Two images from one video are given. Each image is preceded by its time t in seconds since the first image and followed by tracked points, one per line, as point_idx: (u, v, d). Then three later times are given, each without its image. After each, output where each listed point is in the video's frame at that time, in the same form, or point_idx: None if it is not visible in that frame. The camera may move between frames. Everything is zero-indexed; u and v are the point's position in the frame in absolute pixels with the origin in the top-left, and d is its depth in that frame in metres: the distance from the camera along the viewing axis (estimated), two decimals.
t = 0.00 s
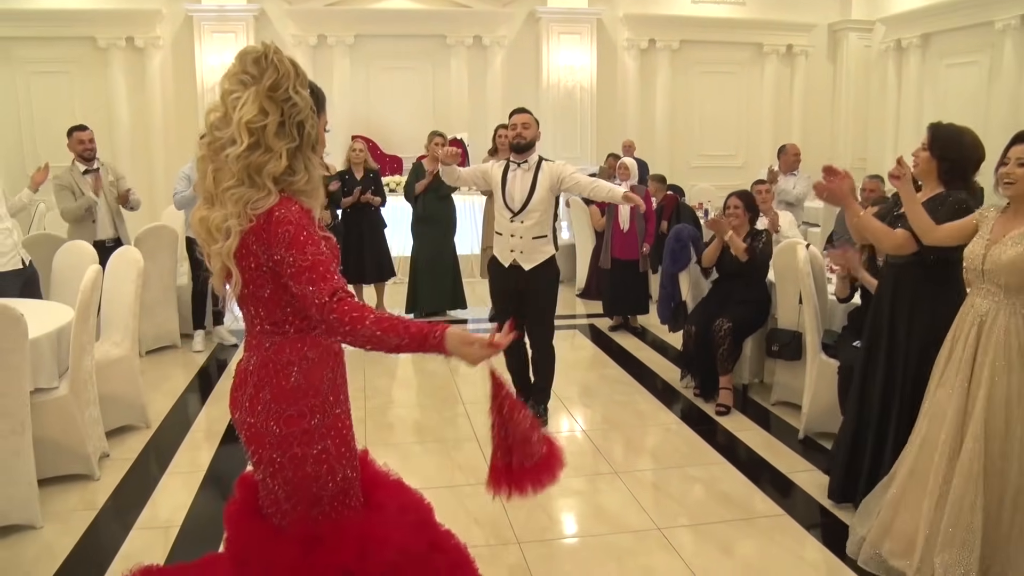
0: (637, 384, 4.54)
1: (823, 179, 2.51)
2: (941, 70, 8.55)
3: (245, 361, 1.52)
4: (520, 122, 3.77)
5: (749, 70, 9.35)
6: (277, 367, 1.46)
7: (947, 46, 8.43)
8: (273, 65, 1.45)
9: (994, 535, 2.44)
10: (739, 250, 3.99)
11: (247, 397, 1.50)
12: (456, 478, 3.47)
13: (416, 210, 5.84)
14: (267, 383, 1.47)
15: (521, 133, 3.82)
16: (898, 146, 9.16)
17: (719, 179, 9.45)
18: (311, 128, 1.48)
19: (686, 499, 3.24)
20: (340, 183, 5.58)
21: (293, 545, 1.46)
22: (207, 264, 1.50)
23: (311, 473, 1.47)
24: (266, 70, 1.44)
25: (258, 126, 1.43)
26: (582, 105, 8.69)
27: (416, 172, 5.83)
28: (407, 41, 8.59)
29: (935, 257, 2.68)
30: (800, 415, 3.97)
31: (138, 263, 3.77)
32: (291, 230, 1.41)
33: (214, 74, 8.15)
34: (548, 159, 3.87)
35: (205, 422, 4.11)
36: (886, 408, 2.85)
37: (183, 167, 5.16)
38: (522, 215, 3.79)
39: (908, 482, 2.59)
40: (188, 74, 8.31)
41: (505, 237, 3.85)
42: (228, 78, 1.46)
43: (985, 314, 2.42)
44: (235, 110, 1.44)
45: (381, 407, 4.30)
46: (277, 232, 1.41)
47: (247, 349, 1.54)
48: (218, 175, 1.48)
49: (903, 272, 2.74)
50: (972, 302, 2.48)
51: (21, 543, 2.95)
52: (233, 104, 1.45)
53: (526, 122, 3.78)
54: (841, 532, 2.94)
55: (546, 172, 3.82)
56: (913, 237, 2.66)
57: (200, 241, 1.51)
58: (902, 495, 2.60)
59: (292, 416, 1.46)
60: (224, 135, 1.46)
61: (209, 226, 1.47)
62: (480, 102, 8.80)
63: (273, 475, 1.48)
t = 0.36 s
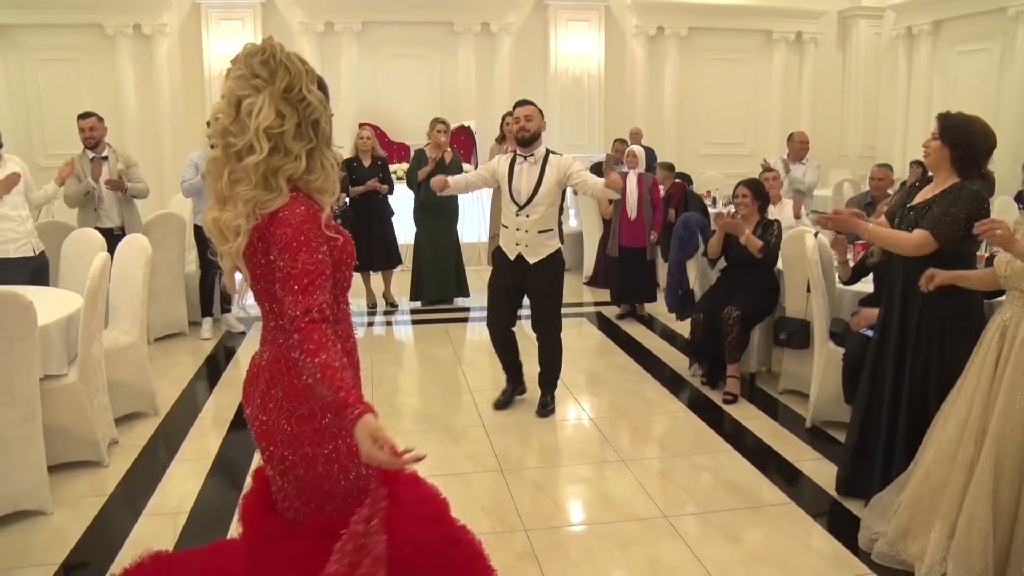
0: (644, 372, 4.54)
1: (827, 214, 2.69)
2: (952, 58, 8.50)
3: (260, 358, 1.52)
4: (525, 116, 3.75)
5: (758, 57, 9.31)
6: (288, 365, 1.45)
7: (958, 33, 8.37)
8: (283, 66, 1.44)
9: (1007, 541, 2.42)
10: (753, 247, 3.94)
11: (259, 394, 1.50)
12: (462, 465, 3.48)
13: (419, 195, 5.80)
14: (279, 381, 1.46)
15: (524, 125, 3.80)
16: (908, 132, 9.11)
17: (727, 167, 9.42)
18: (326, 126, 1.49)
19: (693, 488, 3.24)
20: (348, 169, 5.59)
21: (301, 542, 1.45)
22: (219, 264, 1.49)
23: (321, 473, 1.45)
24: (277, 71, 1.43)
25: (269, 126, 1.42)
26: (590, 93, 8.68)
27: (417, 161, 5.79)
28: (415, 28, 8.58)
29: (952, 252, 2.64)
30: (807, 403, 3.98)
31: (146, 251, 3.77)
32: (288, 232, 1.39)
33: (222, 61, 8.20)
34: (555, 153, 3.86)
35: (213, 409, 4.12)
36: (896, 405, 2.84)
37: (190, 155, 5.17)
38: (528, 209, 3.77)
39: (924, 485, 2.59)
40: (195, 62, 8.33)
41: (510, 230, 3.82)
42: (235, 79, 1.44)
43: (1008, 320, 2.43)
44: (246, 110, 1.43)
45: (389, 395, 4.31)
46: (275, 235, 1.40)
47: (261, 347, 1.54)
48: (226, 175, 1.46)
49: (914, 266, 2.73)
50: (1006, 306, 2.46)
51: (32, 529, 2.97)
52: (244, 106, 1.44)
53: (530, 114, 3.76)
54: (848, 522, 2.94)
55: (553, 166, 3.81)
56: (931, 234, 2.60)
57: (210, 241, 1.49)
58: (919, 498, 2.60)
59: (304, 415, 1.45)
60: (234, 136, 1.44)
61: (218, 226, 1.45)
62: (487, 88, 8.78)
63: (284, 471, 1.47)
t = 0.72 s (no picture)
0: (648, 362, 4.54)
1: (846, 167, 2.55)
2: (960, 48, 8.45)
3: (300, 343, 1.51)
4: (495, 108, 3.72)
5: (764, 47, 9.27)
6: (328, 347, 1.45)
7: (967, 23, 8.32)
8: (311, 47, 1.42)
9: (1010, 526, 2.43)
10: (753, 230, 3.98)
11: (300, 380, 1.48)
12: (467, 455, 3.48)
13: (420, 187, 5.78)
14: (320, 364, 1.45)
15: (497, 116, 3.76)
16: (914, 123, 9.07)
17: (733, 158, 9.40)
18: (357, 104, 1.48)
19: (697, 478, 3.24)
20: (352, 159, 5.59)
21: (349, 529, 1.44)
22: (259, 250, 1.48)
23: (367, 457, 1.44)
24: (305, 53, 1.42)
25: (302, 107, 1.41)
26: (594, 84, 8.69)
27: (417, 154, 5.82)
28: (421, 18, 8.56)
29: (953, 235, 2.65)
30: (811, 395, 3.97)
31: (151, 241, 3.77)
32: (326, 209, 1.41)
33: (227, 51, 8.24)
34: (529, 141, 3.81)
35: (218, 399, 4.13)
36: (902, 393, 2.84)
37: (193, 146, 5.25)
38: (500, 199, 3.77)
39: (935, 470, 2.60)
40: (200, 52, 8.36)
41: (484, 218, 3.83)
42: (264, 63, 1.43)
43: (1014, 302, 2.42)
44: (277, 94, 1.42)
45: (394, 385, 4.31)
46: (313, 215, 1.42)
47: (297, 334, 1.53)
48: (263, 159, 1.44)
49: (916, 254, 2.72)
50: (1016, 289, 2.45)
51: (38, 518, 2.98)
52: (275, 90, 1.42)
53: (501, 105, 3.72)
54: (851, 512, 2.94)
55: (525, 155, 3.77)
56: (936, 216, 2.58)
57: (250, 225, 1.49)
58: (927, 486, 2.61)
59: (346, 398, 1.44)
60: (267, 119, 1.43)
61: (258, 211, 1.44)
62: (492, 78, 8.76)
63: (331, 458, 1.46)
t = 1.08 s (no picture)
0: (649, 358, 4.54)
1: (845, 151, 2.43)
2: (961, 43, 8.45)
3: (355, 346, 1.50)
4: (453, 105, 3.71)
5: (765, 42, 9.25)
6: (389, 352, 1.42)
7: (968, 18, 8.32)
8: (383, 40, 1.41)
9: (1008, 521, 2.43)
10: (762, 222, 3.96)
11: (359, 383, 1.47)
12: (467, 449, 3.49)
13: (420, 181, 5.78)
14: (379, 366, 1.43)
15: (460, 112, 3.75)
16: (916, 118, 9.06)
17: (733, 153, 9.39)
18: (425, 99, 1.46)
19: (697, 473, 3.24)
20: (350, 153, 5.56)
21: (397, 534, 1.43)
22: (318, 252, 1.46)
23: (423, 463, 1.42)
24: (376, 45, 1.40)
25: (374, 102, 1.38)
26: (595, 79, 8.70)
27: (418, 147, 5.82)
28: (421, 13, 8.55)
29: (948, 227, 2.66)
30: (812, 390, 3.98)
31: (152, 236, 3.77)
32: (400, 214, 1.38)
33: (227, 46, 8.24)
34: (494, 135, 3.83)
35: (219, 394, 4.14)
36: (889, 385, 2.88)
37: (194, 141, 5.24)
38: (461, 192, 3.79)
39: (937, 463, 2.60)
40: (200, 47, 8.36)
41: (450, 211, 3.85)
42: (333, 55, 1.40)
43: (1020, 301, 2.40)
44: (346, 87, 1.39)
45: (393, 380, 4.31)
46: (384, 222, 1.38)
47: (353, 336, 1.51)
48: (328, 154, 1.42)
49: (910, 248, 2.72)
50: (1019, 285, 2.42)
51: (39, 514, 2.98)
52: (343, 83, 1.39)
53: (463, 101, 3.69)
54: (852, 508, 2.94)
55: (490, 150, 3.80)
56: (930, 207, 2.58)
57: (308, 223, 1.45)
58: (929, 480, 2.61)
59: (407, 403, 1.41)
60: (335, 113, 1.40)
61: (321, 209, 1.41)
62: (493, 73, 8.75)
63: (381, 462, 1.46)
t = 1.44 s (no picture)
0: (649, 358, 4.54)
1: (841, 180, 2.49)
2: (961, 43, 8.44)
3: (435, 348, 1.51)
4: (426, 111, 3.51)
5: (764, 42, 9.25)
6: (478, 357, 1.46)
7: (967, 18, 8.32)
8: (458, 41, 1.38)
9: (1008, 531, 2.42)
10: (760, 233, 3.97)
11: (442, 385, 1.48)
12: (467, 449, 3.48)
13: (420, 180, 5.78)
14: (467, 370, 1.46)
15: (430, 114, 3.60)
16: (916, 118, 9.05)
17: (733, 153, 9.39)
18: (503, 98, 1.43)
19: (696, 474, 3.24)
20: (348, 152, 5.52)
21: (479, 529, 1.51)
22: (406, 258, 1.43)
23: (506, 464, 1.48)
24: (454, 46, 1.37)
25: (457, 102, 1.36)
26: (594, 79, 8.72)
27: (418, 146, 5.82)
28: (421, 13, 8.56)
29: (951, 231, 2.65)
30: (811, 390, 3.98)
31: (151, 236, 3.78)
32: (498, 213, 1.38)
33: (227, 46, 8.25)
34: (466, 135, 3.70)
35: (218, 394, 4.14)
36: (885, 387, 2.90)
37: (194, 141, 5.24)
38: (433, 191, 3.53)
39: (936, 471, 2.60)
40: (200, 47, 8.37)
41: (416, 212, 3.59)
42: (408, 57, 1.38)
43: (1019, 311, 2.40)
44: (427, 88, 1.36)
45: (393, 381, 4.31)
46: (479, 227, 1.38)
47: (433, 337, 1.52)
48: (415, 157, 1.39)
49: (913, 253, 2.72)
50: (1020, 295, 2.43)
51: (39, 513, 2.98)
52: (425, 84, 1.37)
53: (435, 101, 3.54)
54: (850, 507, 2.94)
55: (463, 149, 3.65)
56: (939, 218, 2.60)
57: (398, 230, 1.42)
58: (929, 486, 2.61)
59: (493, 406, 1.46)
60: (418, 116, 1.37)
61: (411, 214, 1.38)
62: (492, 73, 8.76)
63: (462, 463, 1.48)
